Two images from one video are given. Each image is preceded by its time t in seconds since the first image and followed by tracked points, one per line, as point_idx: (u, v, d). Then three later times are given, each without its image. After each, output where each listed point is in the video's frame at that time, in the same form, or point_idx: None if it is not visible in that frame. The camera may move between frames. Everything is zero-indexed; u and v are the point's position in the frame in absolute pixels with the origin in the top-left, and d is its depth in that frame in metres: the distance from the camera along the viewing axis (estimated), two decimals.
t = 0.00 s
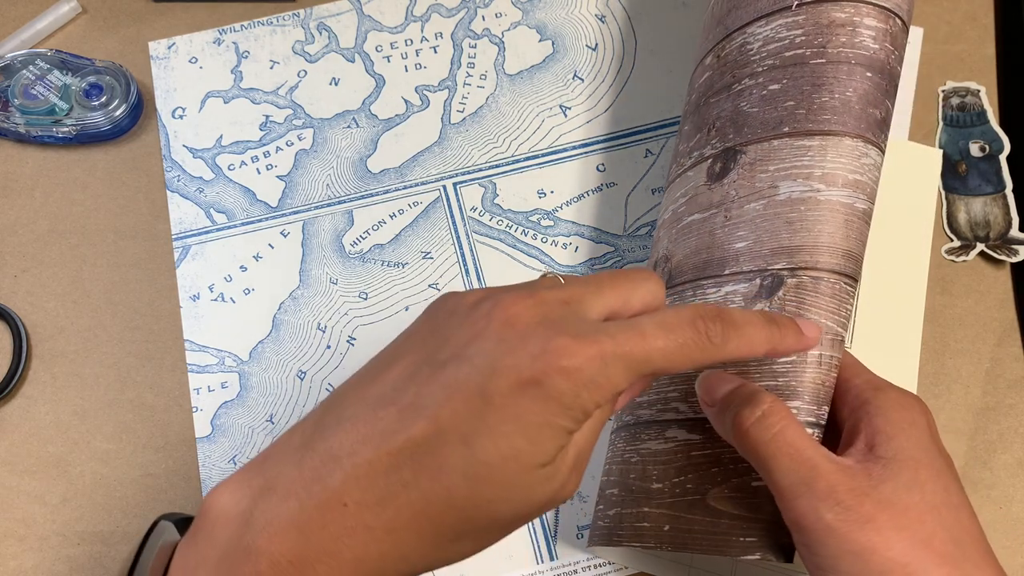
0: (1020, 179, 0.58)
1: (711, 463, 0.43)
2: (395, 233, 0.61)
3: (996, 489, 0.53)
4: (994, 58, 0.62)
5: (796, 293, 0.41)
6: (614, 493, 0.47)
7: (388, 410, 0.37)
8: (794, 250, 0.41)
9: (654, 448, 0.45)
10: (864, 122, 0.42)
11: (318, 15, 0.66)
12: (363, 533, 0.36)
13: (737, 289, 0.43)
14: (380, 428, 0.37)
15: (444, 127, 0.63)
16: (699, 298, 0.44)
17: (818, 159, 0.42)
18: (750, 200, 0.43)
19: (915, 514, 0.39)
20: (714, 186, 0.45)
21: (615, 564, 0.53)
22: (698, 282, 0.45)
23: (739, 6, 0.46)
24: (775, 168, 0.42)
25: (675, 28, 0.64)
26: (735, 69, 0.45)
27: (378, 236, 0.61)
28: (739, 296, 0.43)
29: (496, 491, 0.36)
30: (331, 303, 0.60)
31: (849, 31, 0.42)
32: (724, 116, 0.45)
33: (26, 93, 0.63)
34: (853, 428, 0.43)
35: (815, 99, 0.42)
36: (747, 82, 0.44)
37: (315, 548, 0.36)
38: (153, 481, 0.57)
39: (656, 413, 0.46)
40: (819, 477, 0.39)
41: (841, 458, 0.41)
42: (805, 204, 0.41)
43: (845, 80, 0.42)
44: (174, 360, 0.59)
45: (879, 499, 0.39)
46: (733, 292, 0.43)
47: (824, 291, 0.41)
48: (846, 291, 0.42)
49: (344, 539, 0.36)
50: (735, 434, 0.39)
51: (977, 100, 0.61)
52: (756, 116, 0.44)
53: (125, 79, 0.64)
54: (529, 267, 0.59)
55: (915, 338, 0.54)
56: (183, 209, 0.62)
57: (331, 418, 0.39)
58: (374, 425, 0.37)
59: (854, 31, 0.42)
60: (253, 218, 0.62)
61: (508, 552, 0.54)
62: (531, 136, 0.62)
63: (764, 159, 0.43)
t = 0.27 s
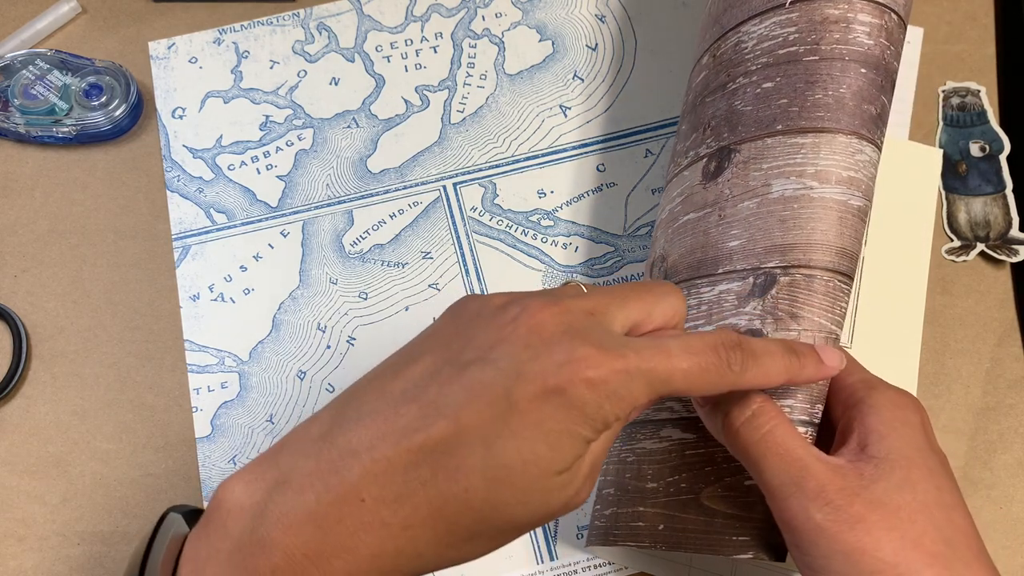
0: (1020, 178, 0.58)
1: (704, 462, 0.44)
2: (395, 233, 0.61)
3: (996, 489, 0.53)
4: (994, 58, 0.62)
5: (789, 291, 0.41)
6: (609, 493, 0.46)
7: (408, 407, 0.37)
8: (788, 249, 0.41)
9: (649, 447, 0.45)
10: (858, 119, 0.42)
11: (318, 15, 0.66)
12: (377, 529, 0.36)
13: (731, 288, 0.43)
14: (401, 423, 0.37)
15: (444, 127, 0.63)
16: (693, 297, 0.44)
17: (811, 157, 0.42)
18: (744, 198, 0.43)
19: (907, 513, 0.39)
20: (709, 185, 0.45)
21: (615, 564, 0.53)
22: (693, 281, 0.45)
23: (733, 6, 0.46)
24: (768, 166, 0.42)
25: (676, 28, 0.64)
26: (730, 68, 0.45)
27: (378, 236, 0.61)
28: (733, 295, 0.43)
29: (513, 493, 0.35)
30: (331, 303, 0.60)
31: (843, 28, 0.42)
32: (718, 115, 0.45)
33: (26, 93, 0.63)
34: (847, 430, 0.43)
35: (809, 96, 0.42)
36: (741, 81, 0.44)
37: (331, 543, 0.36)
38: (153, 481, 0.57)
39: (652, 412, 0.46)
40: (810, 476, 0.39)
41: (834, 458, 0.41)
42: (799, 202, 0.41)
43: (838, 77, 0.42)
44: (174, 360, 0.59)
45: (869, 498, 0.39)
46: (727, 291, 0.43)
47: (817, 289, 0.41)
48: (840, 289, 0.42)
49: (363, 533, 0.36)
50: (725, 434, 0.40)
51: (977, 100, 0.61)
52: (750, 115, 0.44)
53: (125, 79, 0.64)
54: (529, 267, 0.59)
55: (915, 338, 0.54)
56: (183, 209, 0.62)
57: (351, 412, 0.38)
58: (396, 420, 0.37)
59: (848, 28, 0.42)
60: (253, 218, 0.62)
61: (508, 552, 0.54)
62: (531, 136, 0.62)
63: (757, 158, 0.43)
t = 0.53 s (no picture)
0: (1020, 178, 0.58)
1: (702, 461, 0.43)
2: (395, 233, 0.61)
3: (996, 489, 0.53)
4: (994, 58, 0.62)
5: (786, 289, 0.41)
6: (609, 492, 0.47)
7: (435, 378, 0.37)
8: (784, 248, 0.41)
9: (647, 447, 0.45)
10: (854, 118, 0.42)
11: (318, 15, 0.66)
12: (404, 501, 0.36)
13: (728, 287, 0.43)
14: (427, 397, 0.37)
15: (444, 127, 0.63)
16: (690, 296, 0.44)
17: (807, 156, 0.42)
18: (741, 198, 0.43)
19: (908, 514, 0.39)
20: (706, 185, 0.45)
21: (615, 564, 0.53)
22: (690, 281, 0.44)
23: (730, 6, 0.46)
24: (765, 165, 0.42)
25: (676, 28, 0.64)
26: (726, 68, 0.45)
27: (378, 236, 0.61)
28: (730, 293, 0.42)
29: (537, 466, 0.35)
30: (331, 303, 0.60)
31: (838, 27, 0.42)
32: (715, 115, 0.45)
33: (26, 93, 0.63)
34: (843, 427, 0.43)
35: (805, 95, 0.42)
36: (737, 80, 0.45)
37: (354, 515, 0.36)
38: (154, 481, 0.57)
39: (650, 412, 0.46)
40: (807, 474, 0.39)
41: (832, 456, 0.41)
42: (796, 201, 0.41)
43: (834, 76, 0.42)
44: (174, 359, 0.59)
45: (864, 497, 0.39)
46: (724, 289, 0.43)
47: (815, 287, 0.41)
48: (838, 287, 0.41)
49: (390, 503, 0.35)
50: (722, 433, 0.40)
51: (977, 100, 0.61)
52: (746, 114, 0.44)
53: (125, 79, 0.64)
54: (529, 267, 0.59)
55: (915, 337, 0.54)
56: (183, 209, 0.62)
57: (373, 388, 0.38)
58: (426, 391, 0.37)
59: (844, 27, 0.42)
60: (253, 218, 0.62)
61: (508, 552, 0.54)
62: (531, 136, 0.62)
63: (753, 157, 0.43)
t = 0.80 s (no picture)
0: (1020, 178, 0.58)
1: (699, 459, 0.43)
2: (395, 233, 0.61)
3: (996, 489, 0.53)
4: (994, 58, 0.62)
5: (781, 288, 0.41)
6: (608, 492, 0.48)
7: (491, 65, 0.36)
8: (778, 246, 0.42)
9: (644, 446, 0.46)
10: (849, 115, 0.42)
11: (318, 15, 0.67)
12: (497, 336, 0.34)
13: (723, 286, 0.43)
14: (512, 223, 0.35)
15: (444, 127, 0.63)
16: (687, 295, 0.45)
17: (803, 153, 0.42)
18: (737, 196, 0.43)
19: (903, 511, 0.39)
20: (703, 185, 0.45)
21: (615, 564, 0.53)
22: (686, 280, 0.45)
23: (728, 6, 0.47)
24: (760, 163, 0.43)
25: (676, 28, 0.64)
26: (722, 68, 0.46)
27: (377, 236, 0.61)
28: (726, 293, 0.43)
29: (627, 279, 0.35)
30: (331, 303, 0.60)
31: (833, 25, 0.42)
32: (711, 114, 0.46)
33: (26, 93, 0.63)
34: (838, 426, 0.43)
35: (799, 93, 0.42)
36: (733, 79, 0.45)
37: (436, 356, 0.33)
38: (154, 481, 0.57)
39: (648, 410, 0.46)
40: (801, 473, 0.39)
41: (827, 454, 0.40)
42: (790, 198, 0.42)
43: (829, 74, 0.42)
44: (174, 360, 0.59)
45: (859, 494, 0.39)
46: (720, 289, 0.43)
47: (811, 284, 0.41)
48: (834, 285, 0.42)
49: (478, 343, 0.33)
50: (718, 430, 0.40)
51: (978, 100, 0.61)
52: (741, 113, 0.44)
53: (125, 79, 0.64)
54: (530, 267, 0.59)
55: (914, 337, 0.54)
56: (183, 209, 0.62)
57: (447, 219, 0.36)
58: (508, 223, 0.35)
59: (838, 26, 0.42)
60: (253, 218, 0.62)
61: (508, 552, 0.54)
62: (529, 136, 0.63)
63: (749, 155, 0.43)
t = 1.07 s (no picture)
0: (1020, 178, 0.58)
1: (701, 457, 0.43)
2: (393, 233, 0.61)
3: (996, 489, 0.53)
4: (994, 58, 0.62)
5: (783, 286, 0.41)
6: (609, 491, 0.48)
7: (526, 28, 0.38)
8: (779, 244, 0.42)
9: (646, 445, 0.46)
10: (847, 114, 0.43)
11: (318, 15, 0.66)
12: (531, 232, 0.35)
13: (725, 284, 0.43)
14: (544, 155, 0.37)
15: (444, 127, 0.63)
16: (688, 294, 0.45)
17: (804, 151, 0.42)
18: (737, 195, 0.44)
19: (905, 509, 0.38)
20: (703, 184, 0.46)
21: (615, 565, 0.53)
22: (687, 279, 0.45)
23: (725, 6, 0.48)
24: (760, 163, 0.43)
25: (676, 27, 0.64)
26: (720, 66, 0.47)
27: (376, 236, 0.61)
28: (727, 291, 0.43)
29: (663, 210, 0.36)
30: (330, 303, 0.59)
31: (831, 25, 0.43)
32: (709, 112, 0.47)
33: (26, 92, 0.63)
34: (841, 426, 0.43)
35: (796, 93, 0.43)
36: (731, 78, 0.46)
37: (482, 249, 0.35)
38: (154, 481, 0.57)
39: (648, 410, 0.46)
40: (806, 471, 0.38)
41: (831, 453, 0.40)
42: (790, 197, 0.42)
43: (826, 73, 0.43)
44: (174, 360, 0.59)
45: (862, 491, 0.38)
46: (721, 287, 0.43)
47: (812, 282, 0.41)
48: (835, 283, 0.42)
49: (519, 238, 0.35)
50: (721, 429, 0.39)
51: (978, 99, 0.61)
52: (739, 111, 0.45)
53: (125, 79, 0.64)
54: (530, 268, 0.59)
55: (915, 337, 0.54)
56: (183, 209, 0.62)
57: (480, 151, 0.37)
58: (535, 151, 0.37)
59: (836, 25, 0.43)
60: (252, 218, 0.62)
61: (508, 552, 0.54)
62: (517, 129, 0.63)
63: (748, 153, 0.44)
